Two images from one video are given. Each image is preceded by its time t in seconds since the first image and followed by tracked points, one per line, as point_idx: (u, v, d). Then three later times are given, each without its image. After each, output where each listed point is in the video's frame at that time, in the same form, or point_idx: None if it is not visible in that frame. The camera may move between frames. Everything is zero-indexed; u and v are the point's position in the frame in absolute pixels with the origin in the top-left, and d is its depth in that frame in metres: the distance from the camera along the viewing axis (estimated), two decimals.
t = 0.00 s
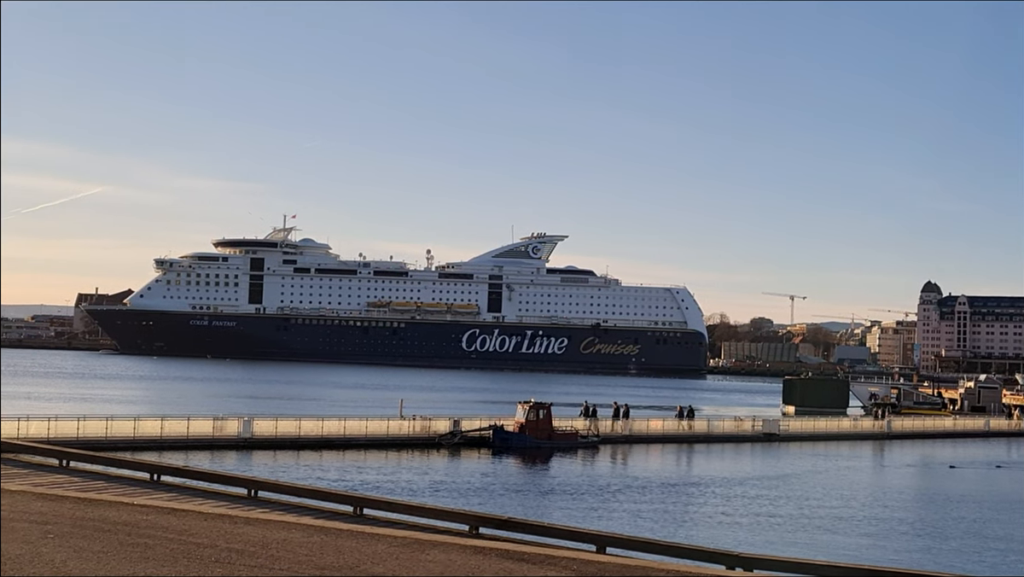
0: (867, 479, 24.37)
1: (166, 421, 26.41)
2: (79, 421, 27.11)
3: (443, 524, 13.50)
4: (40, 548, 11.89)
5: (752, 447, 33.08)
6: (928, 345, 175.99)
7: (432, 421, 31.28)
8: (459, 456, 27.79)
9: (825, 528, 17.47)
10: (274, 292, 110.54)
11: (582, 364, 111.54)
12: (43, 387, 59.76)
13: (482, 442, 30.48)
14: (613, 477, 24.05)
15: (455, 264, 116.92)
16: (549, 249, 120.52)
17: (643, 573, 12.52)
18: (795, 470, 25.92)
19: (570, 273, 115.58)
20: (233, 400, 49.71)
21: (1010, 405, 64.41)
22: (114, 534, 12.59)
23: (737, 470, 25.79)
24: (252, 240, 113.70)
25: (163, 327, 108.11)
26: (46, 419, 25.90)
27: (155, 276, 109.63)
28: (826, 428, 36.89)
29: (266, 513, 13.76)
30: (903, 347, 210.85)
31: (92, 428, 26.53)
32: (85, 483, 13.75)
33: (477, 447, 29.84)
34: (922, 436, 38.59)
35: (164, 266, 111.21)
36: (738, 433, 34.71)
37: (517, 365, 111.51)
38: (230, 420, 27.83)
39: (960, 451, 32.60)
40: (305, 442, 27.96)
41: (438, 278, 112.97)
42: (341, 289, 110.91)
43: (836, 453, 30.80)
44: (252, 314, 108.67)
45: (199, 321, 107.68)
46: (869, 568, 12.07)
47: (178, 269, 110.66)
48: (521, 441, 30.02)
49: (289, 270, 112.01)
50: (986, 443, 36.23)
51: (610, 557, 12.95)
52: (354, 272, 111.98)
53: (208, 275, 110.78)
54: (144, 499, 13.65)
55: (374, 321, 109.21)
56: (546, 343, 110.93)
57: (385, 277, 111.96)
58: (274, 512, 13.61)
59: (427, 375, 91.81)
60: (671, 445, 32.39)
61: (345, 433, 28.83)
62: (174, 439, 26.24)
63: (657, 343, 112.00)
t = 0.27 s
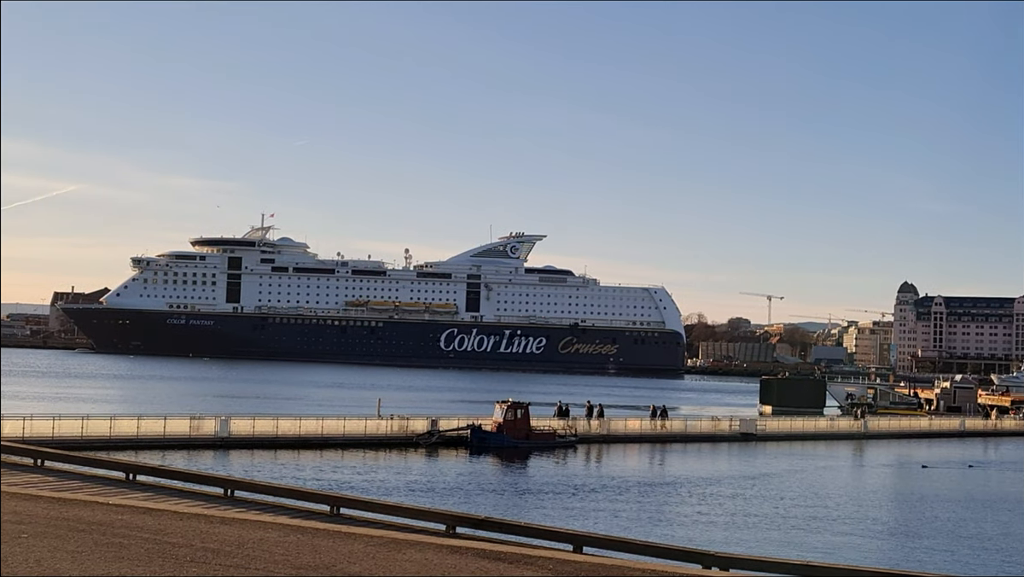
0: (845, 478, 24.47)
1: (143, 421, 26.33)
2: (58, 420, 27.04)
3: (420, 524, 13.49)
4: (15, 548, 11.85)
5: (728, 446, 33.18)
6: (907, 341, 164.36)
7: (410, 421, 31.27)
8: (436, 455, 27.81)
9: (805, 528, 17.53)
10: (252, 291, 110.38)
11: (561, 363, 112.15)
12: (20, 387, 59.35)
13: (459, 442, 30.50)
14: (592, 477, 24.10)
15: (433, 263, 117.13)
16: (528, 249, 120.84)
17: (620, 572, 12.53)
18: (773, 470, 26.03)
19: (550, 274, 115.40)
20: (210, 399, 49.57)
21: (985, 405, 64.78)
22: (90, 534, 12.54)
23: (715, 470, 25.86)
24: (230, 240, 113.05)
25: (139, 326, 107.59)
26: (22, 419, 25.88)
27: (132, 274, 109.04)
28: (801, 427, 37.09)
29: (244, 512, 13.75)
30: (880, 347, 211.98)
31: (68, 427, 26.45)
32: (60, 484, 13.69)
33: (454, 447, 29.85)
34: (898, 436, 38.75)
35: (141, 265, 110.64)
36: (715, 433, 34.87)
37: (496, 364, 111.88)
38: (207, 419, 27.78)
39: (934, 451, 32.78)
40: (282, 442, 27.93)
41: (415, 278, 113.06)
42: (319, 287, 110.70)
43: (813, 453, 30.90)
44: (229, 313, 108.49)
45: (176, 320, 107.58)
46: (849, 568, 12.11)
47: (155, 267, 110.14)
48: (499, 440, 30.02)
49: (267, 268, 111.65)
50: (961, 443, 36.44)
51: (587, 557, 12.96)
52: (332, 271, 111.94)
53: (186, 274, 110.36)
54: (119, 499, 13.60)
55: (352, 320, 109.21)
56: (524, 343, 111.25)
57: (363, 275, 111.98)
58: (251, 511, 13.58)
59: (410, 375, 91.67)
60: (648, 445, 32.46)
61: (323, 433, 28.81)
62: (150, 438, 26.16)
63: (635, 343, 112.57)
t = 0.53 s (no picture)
0: (822, 477, 24.58)
1: (120, 420, 26.23)
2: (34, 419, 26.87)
3: (397, 525, 13.48)
4: None
5: (705, 445, 33.31)
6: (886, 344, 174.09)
7: (388, 420, 31.25)
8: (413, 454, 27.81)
9: (785, 527, 17.56)
10: (229, 290, 109.85)
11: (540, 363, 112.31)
12: None
13: (437, 440, 30.48)
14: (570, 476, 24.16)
15: (411, 262, 116.86)
16: (506, 247, 121.21)
17: (596, 571, 12.55)
18: (749, 469, 26.12)
19: (528, 272, 115.75)
20: (188, 398, 49.42)
21: (961, 406, 65.11)
22: (63, 533, 12.49)
23: (692, 469, 25.95)
24: (207, 238, 113.15)
25: (116, 325, 107.66)
26: None
27: (109, 274, 108.61)
28: (780, 426, 37.17)
29: (219, 512, 13.75)
30: (857, 347, 213.37)
31: (44, 426, 26.35)
32: (32, 485, 13.63)
33: (432, 446, 29.84)
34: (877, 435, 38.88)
35: (117, 263, 110.11)
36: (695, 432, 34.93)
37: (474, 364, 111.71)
38: (184, 418, 27.73)
39: (912, 450, 32.90)
40: (260, 441, 27.87)
41: (392, 278, 113.35)
42: (297, 287, 110.26)
43: (793, 452, 30.96)
44: (206, 312, 108.37)
45: (153, 319, 107.59)
46: (829, 569, 12.15)
47: (131, 266, 109.58)
48: (476, 439, 29.96)
49: (245, 267, 111.18)
50: (939, 442, 36.63)
51: (564, 556, 12.96)
52: (310, 270, 111.42)
53: (163, 273, 109.88)
54: (93, 499, 13.56)
55: (329, 320, 108.75)
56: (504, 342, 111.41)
57: (341, 275, 111.84)
58: (226, 510, 13.59)
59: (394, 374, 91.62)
60: (625, 443, 32.54)
61: (300, 432, 28.79)
62: (127, 439, 26.04)
63: (613, 342, 112.85)
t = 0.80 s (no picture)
0: (800, 476, 24.70)
1: (96, 420, 26.10)
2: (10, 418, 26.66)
3: (374, 524, 13.48)
4: None
5: (683, 445, 33.43)
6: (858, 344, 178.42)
7: (365, 418, 31.22)
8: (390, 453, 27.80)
9: (763, 526, 17.62)
10: (206, 288, 109.37)
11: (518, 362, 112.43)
12: None
13: (414, 440, 30.47)
14: (549, 474, 24.20)
15: (387, 262, 116.30)
16: (484, 245, 120.97)
17: (573, 570, 12.55)
18: (726, 468, 26.21)
19: (506, 271, 115.83)
20: (163, 398, 49.18)
21: (935, 404, 65.50)
22: (38, 533, 12.43)
23: (670, 468, 26.05)
24: (185, 237, 112.70)
25: (90, 323, 106.98)
26: None
27: (84, 272, 107.89)
28: (756, 426, 37.38)
29: (194, 511, 13.73)
30: (832, 346, 214.76)
31: (19, 425, 26.19)
32: (6, 484, 13.55)
33: (409, 445, 29.84)
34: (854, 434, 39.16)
35: (93, 261, 109.20)
36: (672, 431, 35.08)
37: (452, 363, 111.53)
38: (160, 417, 27.63)
39: (888, 449, 33.13)
40: (236, 441, 27.80)
41: (370, 277, 113.40)
42: (274, 285, 110.15)
43: (770, 451, 31.10)
44: (183, 311, 107.92)
45: (129, 318, 106.90)
46: (806, 568, 12.22)
47: (107, 264, 108.85)
48: (453, 439, 29.95)
49: (222, 266, 110.85)
50: (917, 441, 36.98)
51: (540, 555, 12.97)
52: (287, 269, 111.27)
53: (139, 272, 109.31)
54: (68, 499, 13.49)
55: (306, 318, 108.81)
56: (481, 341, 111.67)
57: (318, 274, 111.86)
58: (201, 509, 13.57)
59: (376, 373, 91.59)
60: (601, 442, 32.63)
61: (277, 431, 28.74)
62: (103, 438, 25.91)
63: (591, 341, 113.11)
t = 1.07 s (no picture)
0: (778, 475, 24.79)
1: (71, 418, 25.98)
2: None
3: (351, 523, 13.46)
4: None
5: (660, 443, 33.58)
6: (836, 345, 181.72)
7: (344, 418, 31.18)
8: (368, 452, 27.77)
9: (741, 525, 17.66)
10: (183, 286, 109.16)
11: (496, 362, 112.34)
12: None
13: (391, 439, 30.45)
14: (527, 473, 24.23)
15: (365, 262, 115.60)
16: (461, 244, 120.86)
17: (550, 569, 12.53)
18: (704, 466, 26.26)
19: (484, 270, 115.58)
20: (139, 397, 49.01)
21: (911, 404, 65.92)
22: (12, 532, 12.36)
23: (646, 466, 26.18)
24: (161, 235, 112.28)
25: (66, 322, 107.14)
26: None
27: (60, 270, 107.58)
28: (732, 425, 37.57)
29: (170, 510, 13.69)
30: (810, 346, 216.08)
31: None
32: None
33: (386, 444, 29.81)
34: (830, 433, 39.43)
35: (68, 259, 108.68)
36: (648, 430, 35.22)
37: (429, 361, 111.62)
38: (136, 416, 27.51)
39: (863, 448, 33.34)
40: (213, 440, 27.73)
41: (348, 275, 113.26)
42: (251, 284, 110.17)
43: (747, 450, 31.24)
44: (159, 310, 107.82)
45: (104, 317, 106.95)
46: (779, 567, 12.28)
47: (83, 262, 108.52)
48: (431, 438, 29.90)
49: (199, 265, 110.71)
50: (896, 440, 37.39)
51: (515, 553, 12.97)
52: (264, 267, 110.94)
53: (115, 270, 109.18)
54: (42, 498, 13.41)
55: (283, 317, 108.26)
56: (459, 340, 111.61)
57: (296, 272, 111.54)
58: (176, 508, 13.53)
59: (359, 372, 91.56)
60: (577, 442, 32.71)
61: (255, 430, 28.69)
62: (78, 438, 25.80)
63: (570, 340, 113.09)
